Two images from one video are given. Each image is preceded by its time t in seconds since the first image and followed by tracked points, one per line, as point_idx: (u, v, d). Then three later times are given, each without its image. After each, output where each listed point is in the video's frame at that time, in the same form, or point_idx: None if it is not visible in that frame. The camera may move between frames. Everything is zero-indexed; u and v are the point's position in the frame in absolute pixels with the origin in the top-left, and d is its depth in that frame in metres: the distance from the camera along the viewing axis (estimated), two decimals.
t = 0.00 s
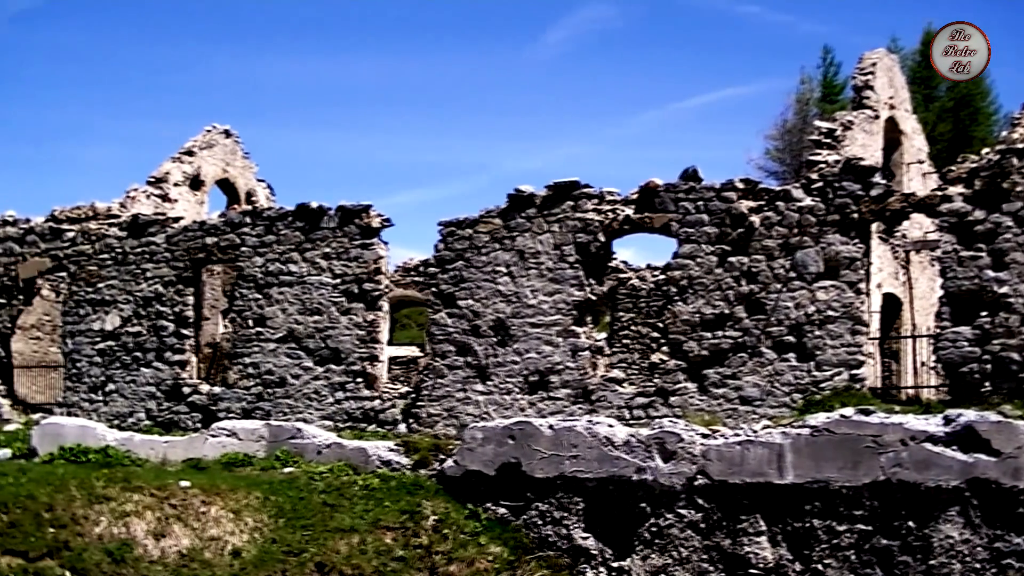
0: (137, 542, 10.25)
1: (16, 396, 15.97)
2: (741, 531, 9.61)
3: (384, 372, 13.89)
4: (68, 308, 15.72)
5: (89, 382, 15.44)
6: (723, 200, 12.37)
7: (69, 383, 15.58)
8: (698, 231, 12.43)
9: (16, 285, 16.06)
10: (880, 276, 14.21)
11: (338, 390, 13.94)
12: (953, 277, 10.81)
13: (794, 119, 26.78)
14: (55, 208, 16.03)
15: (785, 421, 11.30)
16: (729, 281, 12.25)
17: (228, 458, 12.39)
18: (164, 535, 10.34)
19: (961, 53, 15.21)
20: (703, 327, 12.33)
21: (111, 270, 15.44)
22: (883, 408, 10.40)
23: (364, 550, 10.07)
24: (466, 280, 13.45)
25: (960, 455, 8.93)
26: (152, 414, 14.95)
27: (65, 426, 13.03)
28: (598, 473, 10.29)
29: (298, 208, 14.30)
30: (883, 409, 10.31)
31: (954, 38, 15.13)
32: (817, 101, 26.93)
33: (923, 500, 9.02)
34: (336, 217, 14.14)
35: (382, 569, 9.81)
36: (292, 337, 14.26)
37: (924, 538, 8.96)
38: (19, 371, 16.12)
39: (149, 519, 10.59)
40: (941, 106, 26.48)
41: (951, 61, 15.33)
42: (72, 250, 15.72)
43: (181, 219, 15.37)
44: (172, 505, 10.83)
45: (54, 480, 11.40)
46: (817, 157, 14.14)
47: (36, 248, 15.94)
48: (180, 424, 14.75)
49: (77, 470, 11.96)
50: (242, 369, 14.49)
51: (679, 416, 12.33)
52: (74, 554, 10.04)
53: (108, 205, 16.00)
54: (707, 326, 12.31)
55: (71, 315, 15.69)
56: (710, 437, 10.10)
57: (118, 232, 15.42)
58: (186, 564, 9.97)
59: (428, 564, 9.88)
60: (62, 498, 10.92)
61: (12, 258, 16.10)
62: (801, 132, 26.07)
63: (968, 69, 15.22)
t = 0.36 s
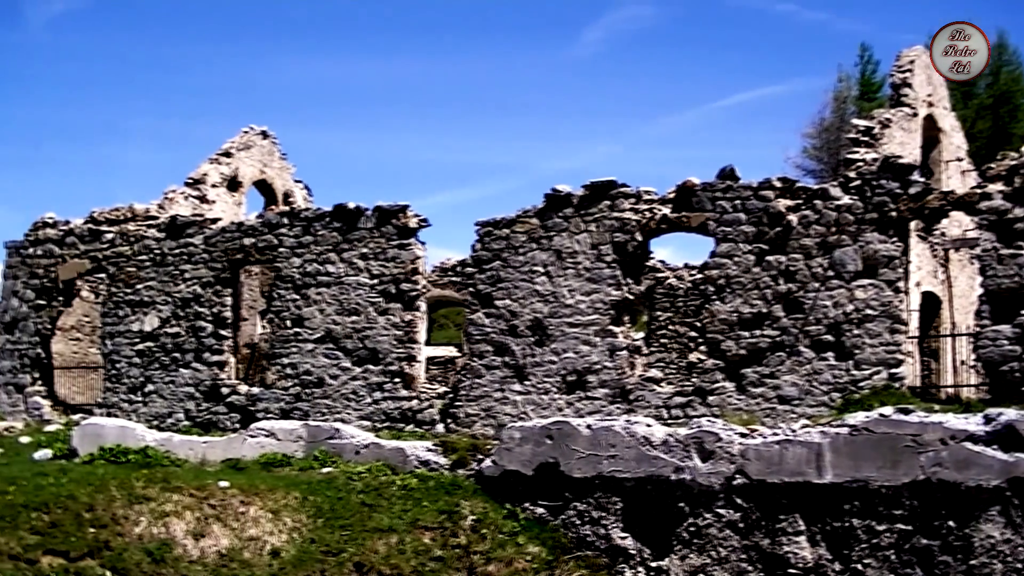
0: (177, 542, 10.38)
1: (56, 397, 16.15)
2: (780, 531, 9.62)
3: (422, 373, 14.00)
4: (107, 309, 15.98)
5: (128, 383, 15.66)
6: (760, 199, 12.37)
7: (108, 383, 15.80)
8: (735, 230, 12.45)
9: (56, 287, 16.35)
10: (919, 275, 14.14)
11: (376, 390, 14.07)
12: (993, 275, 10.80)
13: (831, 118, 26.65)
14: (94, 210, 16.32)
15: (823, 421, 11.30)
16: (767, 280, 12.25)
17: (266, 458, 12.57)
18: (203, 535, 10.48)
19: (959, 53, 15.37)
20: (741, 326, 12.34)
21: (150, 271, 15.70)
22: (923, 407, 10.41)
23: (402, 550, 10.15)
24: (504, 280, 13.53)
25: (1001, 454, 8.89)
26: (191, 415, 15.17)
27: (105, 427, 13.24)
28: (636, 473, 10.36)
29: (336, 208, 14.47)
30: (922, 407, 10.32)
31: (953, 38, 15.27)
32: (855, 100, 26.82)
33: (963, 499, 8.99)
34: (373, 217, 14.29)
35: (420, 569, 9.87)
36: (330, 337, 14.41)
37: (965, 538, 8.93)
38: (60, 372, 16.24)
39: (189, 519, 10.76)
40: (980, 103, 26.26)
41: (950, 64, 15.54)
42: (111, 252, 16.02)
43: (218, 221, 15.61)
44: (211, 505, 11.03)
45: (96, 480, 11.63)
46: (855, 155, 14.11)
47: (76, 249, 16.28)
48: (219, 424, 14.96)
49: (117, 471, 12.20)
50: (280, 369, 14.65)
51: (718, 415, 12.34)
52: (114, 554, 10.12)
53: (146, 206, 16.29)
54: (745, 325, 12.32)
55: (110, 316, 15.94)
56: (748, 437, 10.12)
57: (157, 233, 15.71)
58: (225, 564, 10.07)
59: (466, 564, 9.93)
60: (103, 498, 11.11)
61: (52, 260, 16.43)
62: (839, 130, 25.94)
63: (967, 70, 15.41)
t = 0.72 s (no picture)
0: (221, 542, 10.46)
1: (101, 398, 16.41)
2: (824, 531, 9.65)
3: (465, 373, 14.09)
4: (151, 311, 16.26)
5: (173, 384, 15.94)
6: (803, 197, 12.38)
7: (153, 384, 16.09)
8: (778, 229, 12.47)
9: (101, 288, 16.67)
10: (964, 273, 14.07)
11: (419, 390, 14.22)
12: None
13: (875, 115, 26.49)
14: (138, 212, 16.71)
15: (867, 420, 11.28)
16: (810, 279, 12.24)
17: (310, 458, 12.78)
18: (247, 535, 10.57)
19: (959, 51, 16.12)
20: (784, 325, 12.35)
21: (193, 273, 15.99)
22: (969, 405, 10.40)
23: (446, 550, 10.21)
24: (546, 280, 13.63)
25: None
26: (235, 416, 15.41)
27: (149, 427, 13.47)
28: (679, 472, 10.43)
29: (379, 209, 14.64)
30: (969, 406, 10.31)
31: (953, 37, 16.02)
32: (899, 97, 26.64)
33: (1010, 499, 8.94)
34: (416, 218, 14.45)
35: (464, 569, 9.89)
36: (373, 338, 14.58)
37: (1011, 537, 8.86)
38: (105, 373, 16.46)
39: (233, 519, 10.91)
40: None
41: (949, 63, 16.16)
42: (155, 254, 16.35)
43: (261, 222, 15.87)
44: (256, 505, 11.22)
45: (141, 480, 11.92)
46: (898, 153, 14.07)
47: (120, 251, 16.63)
48: (262, 425, 15.18)
49: (162, 470, 12.52)
50: (324, 369, 14.85)
51: (762, 414, 12.35)
52: (159, 554, 10.17)
53: (189, 208, 16.61)
54: (788, 324, 12.32)
55: (154, 318, 16.22)
56: (793, 437, 10.17)
57: (201, 235, 16.01)
58: (269, 564, 10.09)
59: (510, 564, 9.96)
60: (148, 499, 11.32)
61: (97, 262, 16.79)
62: (882, 128, 25.78)
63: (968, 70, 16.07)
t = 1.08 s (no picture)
0: (264, 542, 10.65)
1: (144, 399, 16.76)
2: (868, 531, 9.66)
3: (506, 372, 14.22)
4: (193, 312, 16.54)
5: (215, 385, 16.20)
6: (845, 195, 12.38)
7: (195, 385, 16.36)
8: (820, 227, 12.46)
9: (144, 290, 16.98)
10: (1008, 271, 13.99)
11: (461, 390, 14.35)
12: None
13: (917, 113, 26.30)
14: (180, 214, 16.99)
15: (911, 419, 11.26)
16: (853, 277, 12.24)
17: (353, 458, 12.97)
18: (290, 535, 10.75)
19: (961, 54, 16.28)
20: (826, 324, 12.34)
21: (235, 273, 16.24)
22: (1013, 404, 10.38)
23: (488, 550, 10.33)
24: (587, 280, 13.72)
25: None
26: (277, 416, 15.63)
27: (192, 427, 13.74)
28: (721, 472, 10.50)
29: (420, 209, 14.79)
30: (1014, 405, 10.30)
31: (954, 38, 16.21)
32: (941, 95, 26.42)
33: None
34: (457, 218, 14.59)
35: (506, 569, 10.01)
36: (414, 338, 14.74)
37: None
38: (148, 374, 16.87)
39: (276, 519, 11.09)
40: None
41: (950, 64, 16.38)
42: (197, 254, 16.63)
43: (303, 223, 16.08)
44: (298, 505, 11.40)
45: (184, 480, 12.16)
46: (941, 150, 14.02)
47: (163, 252, 16.92)
48: (304, 425, 15.38)
49: (205, 470, 12.76)
50: (366, 369, 15.04)
51: (804, 414, 12.37)
52: (202, 554, 10.39)
53: (231, 209, 16.89)
54: (831, 323, 12.32)
55: (197, 318, 16.48)
56: (835, 436, 10.21)
57: (243, 236, 16.26)
58: (312, 564, 10.27)
59: (552, 564, 10.07)
60: (191, 499, 11.54)
61: (139, 263, 17.10)
62: (925, 125, 25.59)
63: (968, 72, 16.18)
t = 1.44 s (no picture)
0: (305, 542, 10.82)
1: (185, 399, 17.14)
2: (909, 531, 9.68)
3: (545, 372, 14.33)
4: (233, 312, 16.81)
5: (255, 385, 16.44)
6: (885, 194, 12.39)
7: (235, 386, 16.61)
8: (860, 226, 12.46)
9: (184, 291, 17.31)
10: None
11: (501, 390, 14.49)
12: None
13: (957, 110, 26.14)
14: (220, 215, 17.28)
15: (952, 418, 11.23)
16: (893, 276, 12.24)
17: (393, 458, 13.14)
18: (330, 535, 10.91)
19: (961, 54, 13.40)
20: (867, 323, 12.35)
21: (275, 274, 16.47)
22: None
23: (528, 550, 10.45)
24: (626, 279, 13.81)
25: None
26: (317, 416, 15.84)
27: (233, 427, 13.97)
28: (761, 471, 10.55)
29: (459, 209, 14.94)
30: None
31: (952, 36, 13.33)
32: (982, 92, 26.24)
33: None
34: (496, 218, 14.71)
35: (546, 569, 10.12)
36: (454, 338, 14.89)
37: None
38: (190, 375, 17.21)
39: (316, 519, 11.24)
40: None
41: (948, 65, 13.41)
42: (237, 255, 16.88)
43: (342, 223, 16.28)
44: (338, 505, 11.56)
45: (225, 481, 12.38)
46: (981, 148, 13.98)
47: (203, 253, 17.19)
48: (344, 425, 15.58)
49: (246, 470, 12.98)
50: (405, 370, 15.23)
51: (844, 413, 12.38)
52: (244, 554, 10.54)
53: (270, 210, 17.13)
54: (871, 322, 12.33)
55: (237, 319, 16.76)
56: (876, 436, 10.25)
57: (283, 237, 16.48)
58: (352, 564, 10.44)
59: (592, 564, 10.17)
60: (232, 499, 11.73)
61: (179, 264, 17.39)
62: (965, 122, 25.42)
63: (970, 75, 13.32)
